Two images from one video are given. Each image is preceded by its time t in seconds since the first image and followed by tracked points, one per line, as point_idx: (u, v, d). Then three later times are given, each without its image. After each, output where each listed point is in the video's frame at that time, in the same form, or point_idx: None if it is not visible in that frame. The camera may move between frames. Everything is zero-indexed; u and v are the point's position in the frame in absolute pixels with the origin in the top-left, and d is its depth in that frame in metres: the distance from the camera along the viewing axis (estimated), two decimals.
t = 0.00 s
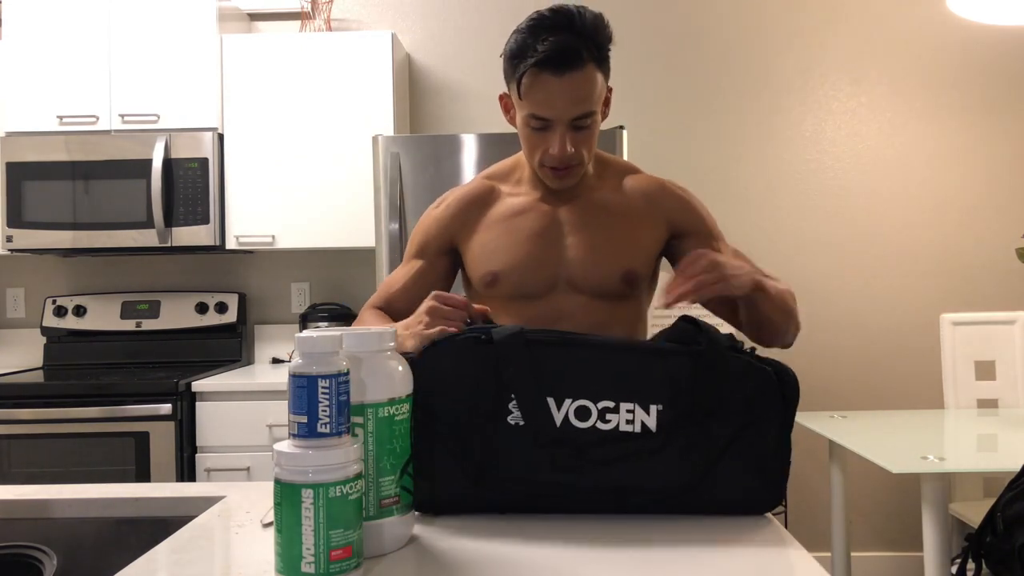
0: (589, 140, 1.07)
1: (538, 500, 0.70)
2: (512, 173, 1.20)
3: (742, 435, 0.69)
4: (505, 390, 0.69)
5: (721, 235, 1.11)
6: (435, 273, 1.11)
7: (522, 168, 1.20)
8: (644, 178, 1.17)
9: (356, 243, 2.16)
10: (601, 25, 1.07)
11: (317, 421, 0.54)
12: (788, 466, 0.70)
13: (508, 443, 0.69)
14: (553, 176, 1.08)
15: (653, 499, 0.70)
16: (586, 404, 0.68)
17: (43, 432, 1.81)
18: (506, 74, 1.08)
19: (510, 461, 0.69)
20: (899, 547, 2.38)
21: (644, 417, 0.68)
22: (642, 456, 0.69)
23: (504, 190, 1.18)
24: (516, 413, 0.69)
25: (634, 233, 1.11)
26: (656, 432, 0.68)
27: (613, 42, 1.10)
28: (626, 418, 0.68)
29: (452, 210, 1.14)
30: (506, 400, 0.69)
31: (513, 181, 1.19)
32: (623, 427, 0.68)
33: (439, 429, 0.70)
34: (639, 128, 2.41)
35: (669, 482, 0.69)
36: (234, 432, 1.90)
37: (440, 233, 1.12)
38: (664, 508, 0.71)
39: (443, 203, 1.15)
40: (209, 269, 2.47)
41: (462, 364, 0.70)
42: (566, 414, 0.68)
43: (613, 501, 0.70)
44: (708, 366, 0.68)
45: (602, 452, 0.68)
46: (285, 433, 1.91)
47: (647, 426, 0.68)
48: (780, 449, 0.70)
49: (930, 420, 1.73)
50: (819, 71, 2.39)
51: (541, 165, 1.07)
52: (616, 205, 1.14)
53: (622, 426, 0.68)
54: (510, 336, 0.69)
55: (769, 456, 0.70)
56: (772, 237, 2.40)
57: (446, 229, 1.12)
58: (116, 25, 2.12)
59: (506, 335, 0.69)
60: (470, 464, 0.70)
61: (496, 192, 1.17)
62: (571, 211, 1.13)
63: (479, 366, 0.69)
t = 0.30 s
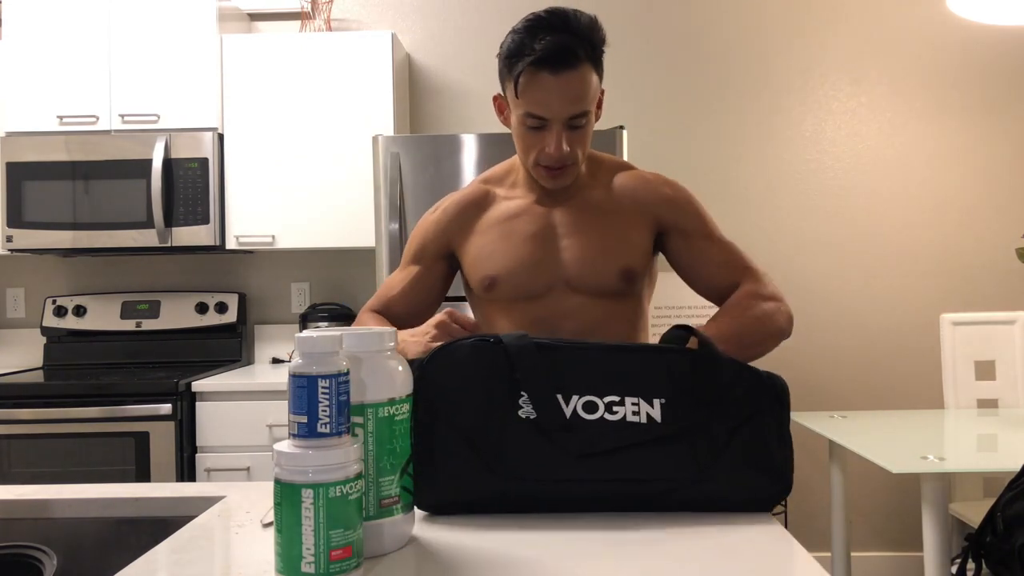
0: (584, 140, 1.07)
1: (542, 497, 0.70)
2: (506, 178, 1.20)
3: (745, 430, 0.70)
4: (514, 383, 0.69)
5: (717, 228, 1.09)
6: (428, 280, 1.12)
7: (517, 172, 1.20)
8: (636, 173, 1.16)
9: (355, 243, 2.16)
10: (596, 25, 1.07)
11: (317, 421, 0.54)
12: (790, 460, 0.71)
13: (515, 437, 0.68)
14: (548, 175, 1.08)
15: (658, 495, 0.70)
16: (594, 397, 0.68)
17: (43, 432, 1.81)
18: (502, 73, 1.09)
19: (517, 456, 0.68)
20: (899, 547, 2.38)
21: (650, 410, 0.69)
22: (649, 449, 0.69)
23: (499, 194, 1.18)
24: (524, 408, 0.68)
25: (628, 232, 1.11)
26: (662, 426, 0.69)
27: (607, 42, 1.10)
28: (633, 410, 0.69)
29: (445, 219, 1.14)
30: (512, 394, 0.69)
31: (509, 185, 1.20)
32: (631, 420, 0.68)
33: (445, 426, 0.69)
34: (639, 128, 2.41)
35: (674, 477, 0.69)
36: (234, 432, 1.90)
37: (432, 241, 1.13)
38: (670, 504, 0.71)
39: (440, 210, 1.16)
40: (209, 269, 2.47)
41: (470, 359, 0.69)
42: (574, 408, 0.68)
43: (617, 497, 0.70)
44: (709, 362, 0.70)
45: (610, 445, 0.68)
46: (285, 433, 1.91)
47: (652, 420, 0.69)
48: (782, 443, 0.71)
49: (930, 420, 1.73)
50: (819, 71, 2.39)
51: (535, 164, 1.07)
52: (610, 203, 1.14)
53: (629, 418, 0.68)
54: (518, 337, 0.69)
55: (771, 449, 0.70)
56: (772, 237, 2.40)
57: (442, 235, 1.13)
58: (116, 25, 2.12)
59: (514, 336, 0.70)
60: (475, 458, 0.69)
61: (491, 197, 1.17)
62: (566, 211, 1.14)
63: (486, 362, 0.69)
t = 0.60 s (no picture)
0: (582, 140, 1.06)
1: (536, 499, 0.70)
2: (511, 177, 1.20)
3: (729, 422, 0.70)
4: (498, 385, 0.69)
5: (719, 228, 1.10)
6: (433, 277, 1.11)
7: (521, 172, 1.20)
8: (639, 176, 1.17)
9: (355, 243, 2.16)
10: (593, 25, 1.08)
11: (317, 421, 0.54)
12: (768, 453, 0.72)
13: (501, 441, 0.68)
14: (547, 174, 1.08)
15: (649, 493, 0.70)
16: (576, 399, 0.69)
17: (43, 432, 1.81)
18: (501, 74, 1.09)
19: (502, 458, 0.68)
20: (899, 547, 2.38)
21: (632, 409, 0.69)
22: (633, 448, 0.69)
23: (503, 192, 1.18)
24: (509, 411, 0.69)
25: (630, 232, 1.11)
26: (646, 425, 0.69)
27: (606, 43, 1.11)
28: (616, 410, 0.69)
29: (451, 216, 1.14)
30: (496, 397, 0.69)
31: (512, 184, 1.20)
32: (614, 420, 0.68)
33: (429, 431, 0.69)
34: (639, 127, 2.41)
35: (663, 475, 0.69)
36: (234, 432, 1.90)
37: (438, 237, 1.12)
38: (655, 502, 0.71)
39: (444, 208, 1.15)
40: (209, 269, 2.47)
41: (451, 364, 0.69)
42: (558, 409, 0.68)
43: (609, 497, 0.70)
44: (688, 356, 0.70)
45: (593, 445, 0.68)
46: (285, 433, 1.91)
47: (635, 419, 0.69)
48: (761, 436, 0.71)
49: (930, 420, 1.73)
50: (819, 71, 2.39)
51: (534, 162, 1.07)
52: (612, 205, 1.14)
53: (612, 418, 0.68)
54: (499, 340, 0.69)
55: (753, 444, 0.71)
56: (772, 237, 2.40)
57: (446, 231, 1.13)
58: (116, 25, 2.12)
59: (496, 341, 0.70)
60: (460, 462, 0.69)
61: (495, 195, 1.17)
62: (569, 211, 1.14)
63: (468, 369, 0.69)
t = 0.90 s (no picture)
0: (593, 141, 1.07)
1: (543, 500, 0.70)
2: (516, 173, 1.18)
3: (731, 418, 0.71)
4: (504, 386, 0.69)
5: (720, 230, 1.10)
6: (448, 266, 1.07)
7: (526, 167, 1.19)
8: (642, 177, 1.18)
9: (355, 243, 2.16)
10: (600, 28, 1.08)
11: (317, 421, 0.54)
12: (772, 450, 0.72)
13: (506, 441, 0.68)
14: (558, 176, 1.08)
15: (655, 492, 0.70)
16: (582, 398, 0.68)
17: (42, 432, 1.81)
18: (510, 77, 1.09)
19: (508, 459, 0.68)
20: (899, 547, 2.38)
21: (638, 407, 0.69)
22: (639, 447, 0.69)
23: (508, 186, 1.16)
24: (515, 411, 0.68)
25: (634, 232, 1.11)
26: (652, 424, 0.69)
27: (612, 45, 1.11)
28: (621, 409, 0.69)
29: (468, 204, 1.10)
30: (502, 397, 0.69)
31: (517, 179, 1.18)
32: (620, 419, 0.68)
33: (436, 430, 0.69)
34: (639, 128, 2.41)
35: (668, 473, 0.69)
36: (234, 432, 1.90)
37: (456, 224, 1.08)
38: (660, 500, 0.71)
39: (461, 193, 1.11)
40: (209, 269, 2.47)
41: (457, 364, 0.69)
42: (564, 409, 0.68)
43: (615, 495, 0.70)
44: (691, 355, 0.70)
45: (600, 445, 0.68)
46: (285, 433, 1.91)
47: (641, 418, 0.69)
48: (764, 433, 0.72)
49: (930, 420, 1.73)
50: (819, 71, 2.39)
51: (546, 165, 1.07)
52: (616, 204, 1.14)
53: (618, 417, 0.68)
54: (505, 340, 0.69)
55: (755, 439, 0.71)
56: (772, 236, 2.40)
57: (462, 219, 1.09)
58: (116, 25, 2.12)
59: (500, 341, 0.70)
60: (467, 462, 0.69)
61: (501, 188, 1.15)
62: (574, 211, 1.13)
63: (474, 370, 0.69)
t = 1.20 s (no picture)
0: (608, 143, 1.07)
1: (543, 498, 0.70)
2: (524, 168, 1.18)
3: (733, 421, 0.71)
4: (507, 384, 0.69)
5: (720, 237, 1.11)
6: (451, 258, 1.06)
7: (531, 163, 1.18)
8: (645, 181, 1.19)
9: (356, 243, 2.16)
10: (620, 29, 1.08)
11: (317, 421, 0.54)
12: (774, 454, 0.72)
13: (507, 440, 0.68)
14: (571, 175, 1.08)
15: (656, 492, 0.70)
16: (583, 397, 0.69)
17: (42, 432, 1.81)
18: (529, 73, 1.08)
19: (509, 457, 0.68)
20: (899, 547, 2.38)
21: (639, 407, 0.69)
22: (641, 447, 0.69)
23: (515, 181, 1.15)
24: (516, 409, 0.69)
25: (641, 232, 1.11)
26: (653, 424, 0.69)
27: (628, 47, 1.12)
28: (622, 409, 0.69)
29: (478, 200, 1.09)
30: (504, 396, 0.69)
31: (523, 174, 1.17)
32: (620, 418, 0.69)
33: (436, 427, 0.69)
34: (639, 128, 2.41)
35: (669, 474, 0.69)
36: (234, 432, 1.90)
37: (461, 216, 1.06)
38: (661, 502, 0.71)
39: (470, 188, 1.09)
40: (209, 269, 2.47)
41: (461, 361, 0.69)
42: (565, 408, 0.68)
43: (615, 496, 0.70)
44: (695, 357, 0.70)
45: (601, 445, 0.68)
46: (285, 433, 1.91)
47: (642, 418, 0.69)
48: (766, 437, 0.72)
49: (930, 420, 1.73)
50: (819, 71, 2.39)
51: (561, 164, 1.07)
52: (622, 205, 1.14)
53: (619, 417, 0.69)
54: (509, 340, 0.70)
55: (758, 443, 0.71)
56: (772, 236, 2.40)
57: (470, 212, 1.07)
58: (116, 25, 2.12)
59: (504, 340, 0.70)
60: (467, 461, 0.69)
61: (508, 182, 1.14)
62: (582, 209, 1.13)
63: (478, 367, 0.69)
